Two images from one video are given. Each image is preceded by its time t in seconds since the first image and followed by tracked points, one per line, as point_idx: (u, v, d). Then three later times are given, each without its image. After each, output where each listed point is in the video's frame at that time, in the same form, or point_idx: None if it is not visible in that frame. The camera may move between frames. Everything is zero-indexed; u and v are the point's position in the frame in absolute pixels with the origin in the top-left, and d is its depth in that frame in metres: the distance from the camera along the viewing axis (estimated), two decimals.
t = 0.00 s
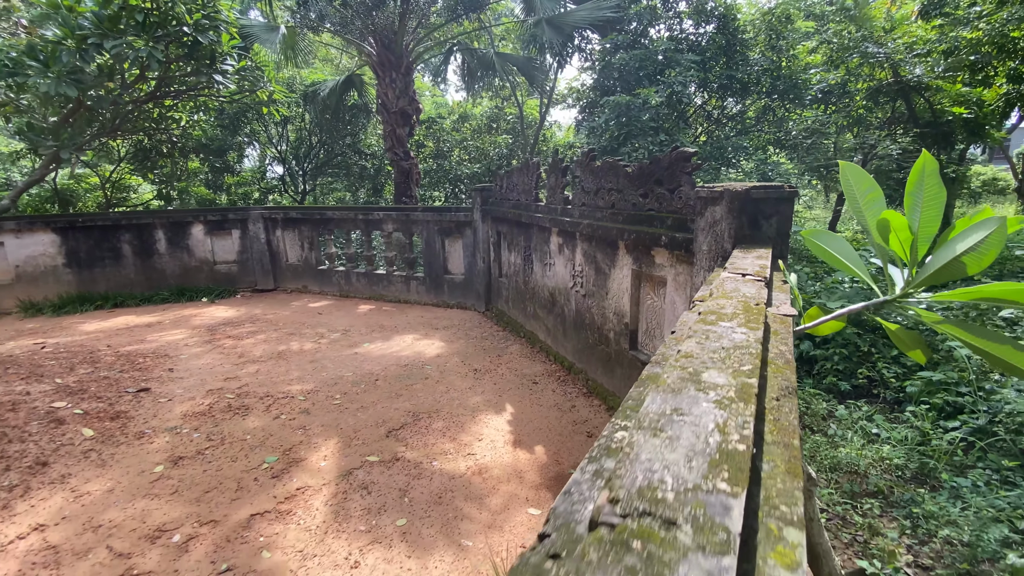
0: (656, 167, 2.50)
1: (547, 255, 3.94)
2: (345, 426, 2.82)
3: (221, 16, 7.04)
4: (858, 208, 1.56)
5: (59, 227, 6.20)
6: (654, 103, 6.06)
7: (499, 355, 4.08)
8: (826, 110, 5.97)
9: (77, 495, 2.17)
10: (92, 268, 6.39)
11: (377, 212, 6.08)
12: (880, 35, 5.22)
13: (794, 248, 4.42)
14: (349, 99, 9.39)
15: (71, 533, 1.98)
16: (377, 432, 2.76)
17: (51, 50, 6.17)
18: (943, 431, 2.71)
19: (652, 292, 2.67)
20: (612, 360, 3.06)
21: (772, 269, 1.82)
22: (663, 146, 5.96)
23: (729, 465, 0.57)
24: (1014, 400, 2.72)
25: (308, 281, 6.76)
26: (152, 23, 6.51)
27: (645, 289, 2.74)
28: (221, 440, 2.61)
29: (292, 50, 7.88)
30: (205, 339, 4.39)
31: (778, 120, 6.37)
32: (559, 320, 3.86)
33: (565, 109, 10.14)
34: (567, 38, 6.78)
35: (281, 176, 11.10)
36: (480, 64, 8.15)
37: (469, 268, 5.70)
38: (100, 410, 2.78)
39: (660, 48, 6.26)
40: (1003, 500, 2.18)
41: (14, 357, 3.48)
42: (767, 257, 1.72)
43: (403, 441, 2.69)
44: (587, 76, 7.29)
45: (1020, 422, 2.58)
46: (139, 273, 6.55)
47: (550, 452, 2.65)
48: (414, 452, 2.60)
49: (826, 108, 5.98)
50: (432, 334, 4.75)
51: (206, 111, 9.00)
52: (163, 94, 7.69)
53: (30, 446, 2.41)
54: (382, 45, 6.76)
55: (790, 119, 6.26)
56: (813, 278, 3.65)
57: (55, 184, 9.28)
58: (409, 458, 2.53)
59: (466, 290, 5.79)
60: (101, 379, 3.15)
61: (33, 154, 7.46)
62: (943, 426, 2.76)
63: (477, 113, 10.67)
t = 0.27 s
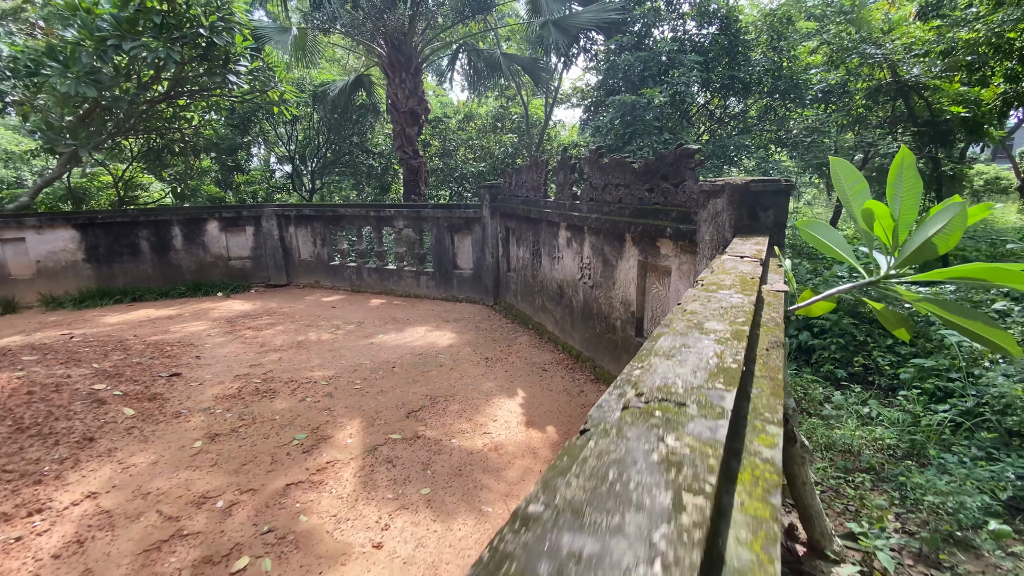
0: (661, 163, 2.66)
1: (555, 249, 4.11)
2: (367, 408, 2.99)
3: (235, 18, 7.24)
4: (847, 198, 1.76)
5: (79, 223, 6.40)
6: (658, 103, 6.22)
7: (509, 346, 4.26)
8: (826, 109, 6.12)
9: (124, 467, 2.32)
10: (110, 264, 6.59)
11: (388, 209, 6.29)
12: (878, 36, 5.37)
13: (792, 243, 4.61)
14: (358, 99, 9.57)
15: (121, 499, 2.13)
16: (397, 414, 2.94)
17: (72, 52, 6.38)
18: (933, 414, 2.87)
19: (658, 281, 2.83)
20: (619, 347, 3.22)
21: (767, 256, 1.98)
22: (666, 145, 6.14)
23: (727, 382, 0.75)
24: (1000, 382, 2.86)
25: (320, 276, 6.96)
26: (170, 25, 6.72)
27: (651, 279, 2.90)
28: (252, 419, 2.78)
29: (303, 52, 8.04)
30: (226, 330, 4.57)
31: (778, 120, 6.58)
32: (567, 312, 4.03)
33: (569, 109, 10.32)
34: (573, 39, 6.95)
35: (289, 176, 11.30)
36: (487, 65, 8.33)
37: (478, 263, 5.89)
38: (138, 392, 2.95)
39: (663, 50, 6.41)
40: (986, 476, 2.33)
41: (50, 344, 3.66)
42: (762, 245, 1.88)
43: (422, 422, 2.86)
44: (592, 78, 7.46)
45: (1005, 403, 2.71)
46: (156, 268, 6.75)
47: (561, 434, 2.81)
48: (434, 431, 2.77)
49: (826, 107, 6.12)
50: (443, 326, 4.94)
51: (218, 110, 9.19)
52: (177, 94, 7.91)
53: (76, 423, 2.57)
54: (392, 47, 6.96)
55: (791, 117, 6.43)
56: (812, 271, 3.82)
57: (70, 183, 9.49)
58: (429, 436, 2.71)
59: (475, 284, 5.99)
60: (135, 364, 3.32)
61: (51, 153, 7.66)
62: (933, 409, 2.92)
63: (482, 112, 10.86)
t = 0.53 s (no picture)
0: (672, 162, 2.83)
1: (568, 245, 4.28)
2: (394, 394, 3.20)
3: (254, 22, 7.45)
4: (846, 195, 1.95)
5: (105, 221, 6.65)
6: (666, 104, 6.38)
7: (522, 339, 4.45)
8: (831, 110, 6.25)
9: (174, 443, 2.50)
10: (134, 260, 6.83)
11: (403, 207, 6.51)
12: (882, 38, 5.50)
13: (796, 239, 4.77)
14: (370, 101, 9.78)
15: (175, 471, 2.32)
16: (422, 399, 3.13)
17: (98, 55, 6.62)
18: (931, 399, 3.02)
19: (668, 274, 3.00)
20: (630, 337, 3.39)
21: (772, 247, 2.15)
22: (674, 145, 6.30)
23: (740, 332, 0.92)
24: (995, 369, 3.01)
25: (336, 272, 7.19)
26: (192, 28, 6.96)
27: (662, 272, 3.07)
28: (287, 402, 2.97)
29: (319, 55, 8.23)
30: (251, 322, 4.77)
31: (782, 120, 6.77)
32: (579, 305, 4.20)
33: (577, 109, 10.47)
34: (583, 41, 7.13)
35: (302, 175, 11.54)
36: (497, 67, 8.47)
37: (491, 260, 6.08)
38: (179, 377, 3.15)
39: (671, 53, 6.57)
40: (978, 456, 2.48)
41: (91, 334, 3.88)
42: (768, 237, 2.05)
43: (446, 406, 3.05)
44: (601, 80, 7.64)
45: (999, 389, 2.88)
46: (178, 265, 6.99)
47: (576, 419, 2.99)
48: (456, 415, 2.99)
49: (831, 108, 6.24)
50: (458, 321, 5.13)
51: (234, 112, 9.40)
52: (196, 95, 8.14)
53: (126, 403, 2.75)
54: (406, 50, 7.18)
55: (796, 118, 6.57)
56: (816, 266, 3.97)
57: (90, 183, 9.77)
58: (453, 419, 2.90)
59: (487, 280, 6.18)
60: (172, 352, 3.52)
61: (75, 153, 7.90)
62: (932, 396, 3.06)
63: (491, 113, 11.05)
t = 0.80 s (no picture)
0: (686, 162, 2.99)
1: (583, 241, 4.44)
2: (418, 384, 3.41)
3: (274, 25, 7.68)
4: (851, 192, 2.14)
5: (133, 218, 6.91)
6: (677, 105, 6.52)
7: (538, 333, 4.64)
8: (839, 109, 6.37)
9: (222, 423, 2.69)
10: (159, 256, 7.07)
11: (420, 206, 6.75)
12: (890, 40, 5.62)
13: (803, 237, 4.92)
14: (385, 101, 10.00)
15: (225, 448, 2.50)
16: (446, 387, 3.32)
17: (126, 58, 6.87)
18: (933, 389, 3.15)
19: (681, 268, 3.16)
20: (644, 329, 3.55)
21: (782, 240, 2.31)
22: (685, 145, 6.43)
23: (753, 305, 1.09)
24: (995, 360, 3.14)
25: (354, 269, 7.43)
26: (216, 32, 7.22)
27: (675, 266, 3.22)
28: (320, 387, 3.15)
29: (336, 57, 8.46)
30: (278, 315, 4.98)
31: (794, 119, 6.77)
32: (594, 299, 4.37)
33: (587, 109, 10.63)
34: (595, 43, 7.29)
35: (317, 175, 11.78)
36: (508, 67, 8.58)
37: (505, 257, 6.25)
38: (219, 364, 3.35)
39: (681, 54, 6.71)
40: (976, 440, 2.62)
41: (131, 324, 4.10)
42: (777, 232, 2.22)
43: (470, 394, 3.24)
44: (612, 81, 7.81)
45: (999, 379, 3.01)
46: (201, 261, 7.25)
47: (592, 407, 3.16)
48: (480, 401, 3.20)
49: (840, 108, 6.36)
50: (475, 315, 5.33)
51: (252, 112, 9.64)
52: (218, 96, 8.38)
53: (174, 387, 2.94)
54: (423, 52, 7.38)
55: (805, 117, 6.70)
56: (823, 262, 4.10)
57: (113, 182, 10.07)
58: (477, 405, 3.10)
59: (501, 277, 6.36)
60: (210, 342, 3.73)
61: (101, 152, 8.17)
62: (934, 386, 3.19)
63: (502, 113, 11.23)
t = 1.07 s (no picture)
0: (699, 159, 3.12)
1: (596, 237, 4.57)
2: (438, 375, 3.56)
3: (292, 27, 7.87)
4: (858, 186, 2.26)
5: (156, 216, 7.15)
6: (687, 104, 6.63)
7: (551, 326, 4.78)
8: (848, 109, 6.44)
9: (257, 406, 2.85)
10: (181, 253, 7.34)
11: (434, 204, 6.92)
12: (899, 40, 5.70)
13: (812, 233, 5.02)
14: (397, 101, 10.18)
15: (262, 429, 2.65)
16: (465, 378, 3.48)
17: (149, 59, 7.09)
18: (939, 380, 3.23)
19: (693, 262, 3.28)
20: (656, 321, 3.67)
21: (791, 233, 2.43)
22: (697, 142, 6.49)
23: (766, 280, 1.22)
24: (999, 351, 3.23)
25: (368, 265, 7.65)
26: (237, 34, 7.44)
27: (686, 260, 3.34)
28: (347, 374, 3.36)
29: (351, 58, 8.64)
30: (299, 309, 5.15)
31: (803, 118, 6.89)
32: (606, 294, 4.49)
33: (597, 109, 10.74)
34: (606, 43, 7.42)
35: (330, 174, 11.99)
36: (519, 67, 8.69)
37: (517, 253, 6.39)
38: (249, 353, 3.51)
39: (691, 54, 6.81)
40: (978, 426, 2.72)
41: (162, 316, 4.29)
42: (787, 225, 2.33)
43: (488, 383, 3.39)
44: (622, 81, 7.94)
45: (1003, 369, 3.11)
46: (221, 257, 7.50)
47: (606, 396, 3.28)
48: (499, 388, 3.40)
49: (849, 107, 6.43)
50: (489, 310, 5.48)
51: (268, 112, 9.84)
52: (236, 97, 8.59)
53: (210, 373, 3.10)
54: (437, 53, 7.55)
55: (814, 116, 6.78)
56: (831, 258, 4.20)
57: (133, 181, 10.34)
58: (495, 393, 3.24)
59: (513, 273, 6.50)
60: (238, 332, 3.90)
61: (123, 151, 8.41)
62: (940, 377, 3.28)
63: (513, 112, 11.38)
